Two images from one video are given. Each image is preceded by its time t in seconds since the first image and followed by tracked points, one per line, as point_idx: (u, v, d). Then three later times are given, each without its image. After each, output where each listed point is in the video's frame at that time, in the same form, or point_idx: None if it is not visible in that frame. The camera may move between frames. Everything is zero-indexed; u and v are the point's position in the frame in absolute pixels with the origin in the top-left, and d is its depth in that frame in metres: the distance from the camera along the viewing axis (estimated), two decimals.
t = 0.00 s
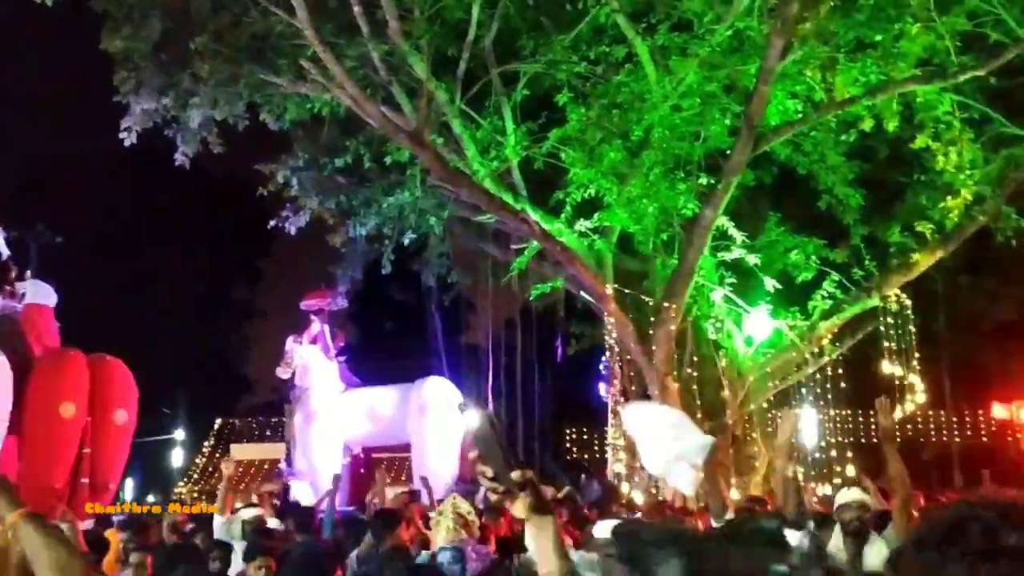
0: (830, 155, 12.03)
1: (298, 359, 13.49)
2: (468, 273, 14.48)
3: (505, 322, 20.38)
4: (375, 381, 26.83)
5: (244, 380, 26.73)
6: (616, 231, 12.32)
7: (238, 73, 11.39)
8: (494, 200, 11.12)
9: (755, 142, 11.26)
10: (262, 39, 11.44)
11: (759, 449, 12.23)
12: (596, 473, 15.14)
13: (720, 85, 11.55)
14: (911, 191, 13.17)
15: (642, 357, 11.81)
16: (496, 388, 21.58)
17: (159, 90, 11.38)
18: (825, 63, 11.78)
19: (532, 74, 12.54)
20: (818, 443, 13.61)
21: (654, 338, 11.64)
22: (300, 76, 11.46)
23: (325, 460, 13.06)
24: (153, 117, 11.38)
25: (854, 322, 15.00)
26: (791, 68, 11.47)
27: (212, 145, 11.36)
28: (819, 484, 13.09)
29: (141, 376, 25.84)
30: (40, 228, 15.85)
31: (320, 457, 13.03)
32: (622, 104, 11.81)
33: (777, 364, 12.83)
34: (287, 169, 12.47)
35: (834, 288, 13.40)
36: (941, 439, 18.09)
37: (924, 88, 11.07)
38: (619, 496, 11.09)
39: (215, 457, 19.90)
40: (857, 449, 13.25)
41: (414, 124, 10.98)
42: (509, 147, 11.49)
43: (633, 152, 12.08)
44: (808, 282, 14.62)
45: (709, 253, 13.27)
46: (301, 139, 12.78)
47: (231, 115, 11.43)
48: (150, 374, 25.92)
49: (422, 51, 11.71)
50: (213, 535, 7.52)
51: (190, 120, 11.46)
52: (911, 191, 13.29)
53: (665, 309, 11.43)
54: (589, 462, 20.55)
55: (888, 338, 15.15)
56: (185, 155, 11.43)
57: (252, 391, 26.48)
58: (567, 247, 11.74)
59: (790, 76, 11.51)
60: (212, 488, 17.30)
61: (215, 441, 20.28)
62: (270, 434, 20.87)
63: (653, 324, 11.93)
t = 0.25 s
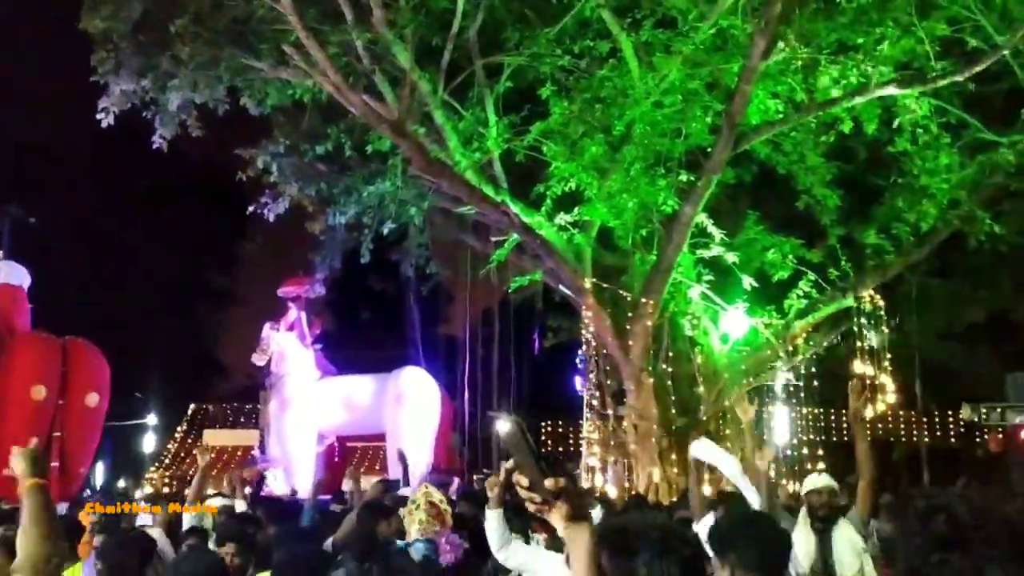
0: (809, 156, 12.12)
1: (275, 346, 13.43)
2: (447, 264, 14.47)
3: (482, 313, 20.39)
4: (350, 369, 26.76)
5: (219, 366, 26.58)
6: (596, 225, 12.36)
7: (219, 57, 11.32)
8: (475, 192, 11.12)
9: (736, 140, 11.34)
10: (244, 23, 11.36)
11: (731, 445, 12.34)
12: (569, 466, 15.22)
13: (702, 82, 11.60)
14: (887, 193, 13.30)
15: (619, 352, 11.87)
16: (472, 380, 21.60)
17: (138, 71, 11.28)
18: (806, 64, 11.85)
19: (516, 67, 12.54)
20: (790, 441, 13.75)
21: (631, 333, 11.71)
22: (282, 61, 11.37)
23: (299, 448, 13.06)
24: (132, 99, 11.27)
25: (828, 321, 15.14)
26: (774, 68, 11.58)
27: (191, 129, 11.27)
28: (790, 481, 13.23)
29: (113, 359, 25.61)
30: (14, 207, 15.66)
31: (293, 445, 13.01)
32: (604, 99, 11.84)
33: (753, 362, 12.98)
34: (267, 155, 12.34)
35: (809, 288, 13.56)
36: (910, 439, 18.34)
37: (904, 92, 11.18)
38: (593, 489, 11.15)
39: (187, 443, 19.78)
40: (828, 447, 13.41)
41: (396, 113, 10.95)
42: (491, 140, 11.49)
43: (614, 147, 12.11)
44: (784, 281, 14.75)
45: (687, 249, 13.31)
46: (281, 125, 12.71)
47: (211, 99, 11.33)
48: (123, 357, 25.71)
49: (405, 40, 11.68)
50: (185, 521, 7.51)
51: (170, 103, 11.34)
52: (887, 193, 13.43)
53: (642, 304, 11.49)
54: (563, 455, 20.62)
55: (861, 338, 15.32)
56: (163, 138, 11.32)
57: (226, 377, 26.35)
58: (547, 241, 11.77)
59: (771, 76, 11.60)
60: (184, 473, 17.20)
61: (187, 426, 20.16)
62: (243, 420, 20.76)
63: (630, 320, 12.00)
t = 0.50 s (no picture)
0: (783, 163, 12.21)
1: (241, 335, 13.10)
2: (418, 258, 14.41)
3: (452, 308, 20.35)
4: (317, 361, 26.59)
5: (184, 353, 26.27)
6: (569, 225, 12.36)
7: (195, 40, 11.18)
8: (450, 187, 11.09)
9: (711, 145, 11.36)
10: (221, 7, 11.24)
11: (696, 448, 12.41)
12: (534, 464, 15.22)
13: (680, 86, 11.64)
14: (858, 203, 13.44)
15: (588, 351, 11.90)
16: (440, 375, 21.54)
17: (111, 52, 11.10)
18: (783, 72, 11.87)
19: (494, 63, 12.50)
20: (753, 445, 13.87)
21: (601, 333, 11.75)
22: (258, 48, 11.23)
23: (263, 440, 12.83)
24: (104, 79, 11.08)
25: (794, 327, 15.28)
26: (750, 75, 11.58)
27: (164, 112, 11.10)
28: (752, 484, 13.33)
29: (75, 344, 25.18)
30: None
31: (257, 437, 12.79)
32: (582, 99, 11.84)
33: (718, 367, 12.88)
34: (240, 142, 11.99)
35: (778, 294, 13.69)
36: (871, 446, 18.56)
37: (877, 104, 11.29)
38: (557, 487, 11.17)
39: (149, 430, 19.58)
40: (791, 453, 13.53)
41: (373, 104, 10.87)
42: (468, 135, 11.44)
43: (590, 147, 12.09)
44: (753, 287, 14.86)
45: (659, 252, 13.34)
46: (256, 112, 12.58)
47: (185, 83, 11.16)
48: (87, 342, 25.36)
49: (384, 32, 11.61)
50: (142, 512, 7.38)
51: (142, 85, 11.15)
52: (858, 203, 13.56)
53: (612, 305, 11.51)
54: (528, 453, 20.63)
55: (827, 345, 15.50)
56: (134, 120, 11.13)
57: (191, 365, 26.05)
58: (520, 238, 11.75)
59: (748, 83, 11.61)
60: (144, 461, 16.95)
61: (150, 413, 19.93)
62: (207, 409, 20.53)
63: (600, 320, 12.03)
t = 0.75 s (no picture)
0: (756, 171, 12.31)
1: (208, 328, 12.92)
2: (390, 255, 14.36)
3: (422, 307, 20.28)
4: (285, 356, 26.40)
5: (150, 344, 25.95)
6: (542, 226, 12.37)
7: (169, 28, 11.06)
8: (423, 184, 11.06)
9: (685, 150, 11.43)
10: None
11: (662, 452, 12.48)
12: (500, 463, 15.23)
13: (656, 91, 11.70)
14: (828, 213, 13.57)
15: (557, 353, 11.92)
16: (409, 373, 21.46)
17: (83, 37, 10.94)
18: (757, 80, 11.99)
19: (472, 61, 12.48)
20: (719, 450, 13.96)
21: (570, 335, 11.77)
22: (233, 39, 11.12)
23: (227, 435, 12.69)
24: (75, 65, 10.91)
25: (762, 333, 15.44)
26: (725, 82, 11.68)
27: (135, 100, 10.95)
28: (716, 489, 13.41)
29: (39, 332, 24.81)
30: None
31: (222, 431, 12.65)
32: (558, 101, 11.87)
33: (686, 370, 13.01)
34: (212, 132, 12.14)
35: (747, 300, 13.81)
36: (834, 453, 18.78)
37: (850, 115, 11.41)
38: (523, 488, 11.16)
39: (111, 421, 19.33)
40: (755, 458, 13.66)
41: (348, 99, 10.81)
42: (443, 132, 11.42)
43: (565, 149, 12.13)
44: (723, 293, 14.96)
45: (630, 255, 13.39)
46: (229, 103, 12.46)
47: (158, 71, 11.03)
48: (51, 331, 24.97)
49: (361, 27, 11.55)
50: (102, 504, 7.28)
51: (113, 72, 10.99)
52: (827, 212, 13.70)
53: (583, 307, 11.54)
54: (495, 453, 20.61)
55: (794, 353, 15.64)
56: (105, 107, 10.98)
57: (157, 357, 25.74)
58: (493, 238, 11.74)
59: (723, 90, 11.71)
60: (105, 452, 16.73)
61: (113, 404, 19.67)
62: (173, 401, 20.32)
63: (570, 322, 12.04)
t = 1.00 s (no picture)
0: (732, 176, 12.41)
1: (181, 323, 12.90)
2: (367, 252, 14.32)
3: (399, 304, 20.24)
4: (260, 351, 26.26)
5: (122, 337, 25.72)
6: (520, 226, 12.40)
7: (147, 20, 10.98)
8: (401, 182, 11.06)
9: (663, 154, 11.50)
10: None
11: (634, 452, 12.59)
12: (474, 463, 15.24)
13: (635, 95, 11.79)
14: (803, 219, 13.69)
15: (531, 353, 11.95)
16: (383, 370, 21.40)
17: (60, 27, 10.84)
18: (735, 86, 12.09)
19: (452, 60, 12.48)
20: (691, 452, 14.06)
21: (545, 336, 11.81)
22: (213, 32, 11.04)
23: (199, 430, 12.66)
24: (51, 54, 10.80)
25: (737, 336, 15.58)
26: (703, 87, 11.77)
27: (112, 91, 10.87)
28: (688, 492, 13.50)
29: (9, 323, 24.52)
30: None
31: (193, 426, 12.62)
32: (538, 102, 11.90)
33: (660, 372, 13.21)
34: (190, 125, 12.07)
35: (721, 304, 13.90)
36: (805, 458, 18.96)
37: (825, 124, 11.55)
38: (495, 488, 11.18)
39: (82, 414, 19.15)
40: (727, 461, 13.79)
41: (327, 95, 10.78)
42: (422, 131, 11.42)
43: (543, 150, 12.17)
44: (698, 296, 15.06)
45: (607, 257, 13.44)
46: (207, 96, 12.39)
47: (136, 62, 10.96)
48: (22, 322, 24.69)
49: (342, 23, 11.52)
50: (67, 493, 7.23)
51: (91, 62, 10.90)
52: (802, 218, 13.82)
53: (559, 309, 11.61)
54: (469, 452, 20.62)
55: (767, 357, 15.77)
56: (81, 98, 10.88)
57: (129, 350, 25.52)
58: (470, 238, 11.77)
59: (701, 95, 11.80)
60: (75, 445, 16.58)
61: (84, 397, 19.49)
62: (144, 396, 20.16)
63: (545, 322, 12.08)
